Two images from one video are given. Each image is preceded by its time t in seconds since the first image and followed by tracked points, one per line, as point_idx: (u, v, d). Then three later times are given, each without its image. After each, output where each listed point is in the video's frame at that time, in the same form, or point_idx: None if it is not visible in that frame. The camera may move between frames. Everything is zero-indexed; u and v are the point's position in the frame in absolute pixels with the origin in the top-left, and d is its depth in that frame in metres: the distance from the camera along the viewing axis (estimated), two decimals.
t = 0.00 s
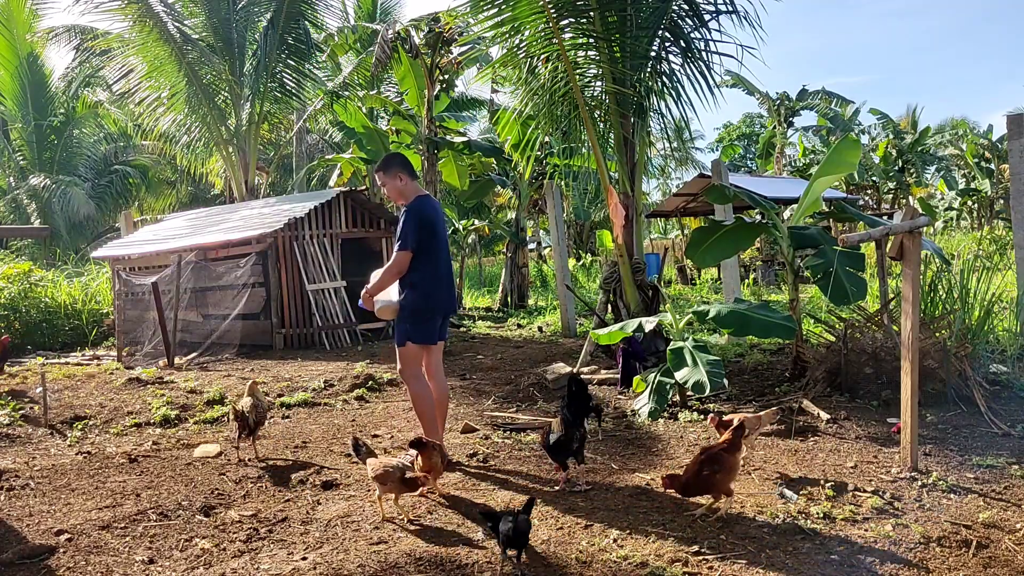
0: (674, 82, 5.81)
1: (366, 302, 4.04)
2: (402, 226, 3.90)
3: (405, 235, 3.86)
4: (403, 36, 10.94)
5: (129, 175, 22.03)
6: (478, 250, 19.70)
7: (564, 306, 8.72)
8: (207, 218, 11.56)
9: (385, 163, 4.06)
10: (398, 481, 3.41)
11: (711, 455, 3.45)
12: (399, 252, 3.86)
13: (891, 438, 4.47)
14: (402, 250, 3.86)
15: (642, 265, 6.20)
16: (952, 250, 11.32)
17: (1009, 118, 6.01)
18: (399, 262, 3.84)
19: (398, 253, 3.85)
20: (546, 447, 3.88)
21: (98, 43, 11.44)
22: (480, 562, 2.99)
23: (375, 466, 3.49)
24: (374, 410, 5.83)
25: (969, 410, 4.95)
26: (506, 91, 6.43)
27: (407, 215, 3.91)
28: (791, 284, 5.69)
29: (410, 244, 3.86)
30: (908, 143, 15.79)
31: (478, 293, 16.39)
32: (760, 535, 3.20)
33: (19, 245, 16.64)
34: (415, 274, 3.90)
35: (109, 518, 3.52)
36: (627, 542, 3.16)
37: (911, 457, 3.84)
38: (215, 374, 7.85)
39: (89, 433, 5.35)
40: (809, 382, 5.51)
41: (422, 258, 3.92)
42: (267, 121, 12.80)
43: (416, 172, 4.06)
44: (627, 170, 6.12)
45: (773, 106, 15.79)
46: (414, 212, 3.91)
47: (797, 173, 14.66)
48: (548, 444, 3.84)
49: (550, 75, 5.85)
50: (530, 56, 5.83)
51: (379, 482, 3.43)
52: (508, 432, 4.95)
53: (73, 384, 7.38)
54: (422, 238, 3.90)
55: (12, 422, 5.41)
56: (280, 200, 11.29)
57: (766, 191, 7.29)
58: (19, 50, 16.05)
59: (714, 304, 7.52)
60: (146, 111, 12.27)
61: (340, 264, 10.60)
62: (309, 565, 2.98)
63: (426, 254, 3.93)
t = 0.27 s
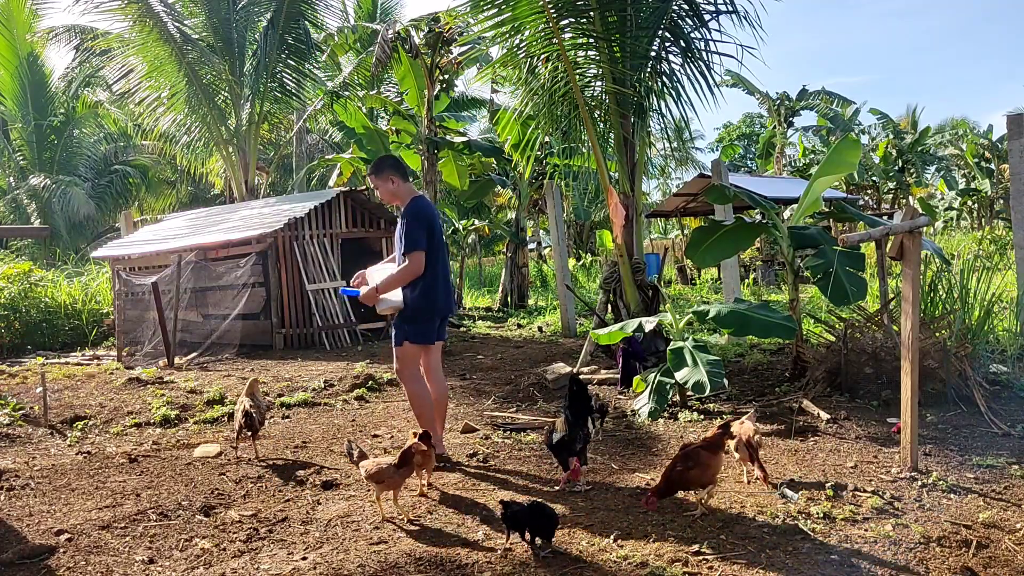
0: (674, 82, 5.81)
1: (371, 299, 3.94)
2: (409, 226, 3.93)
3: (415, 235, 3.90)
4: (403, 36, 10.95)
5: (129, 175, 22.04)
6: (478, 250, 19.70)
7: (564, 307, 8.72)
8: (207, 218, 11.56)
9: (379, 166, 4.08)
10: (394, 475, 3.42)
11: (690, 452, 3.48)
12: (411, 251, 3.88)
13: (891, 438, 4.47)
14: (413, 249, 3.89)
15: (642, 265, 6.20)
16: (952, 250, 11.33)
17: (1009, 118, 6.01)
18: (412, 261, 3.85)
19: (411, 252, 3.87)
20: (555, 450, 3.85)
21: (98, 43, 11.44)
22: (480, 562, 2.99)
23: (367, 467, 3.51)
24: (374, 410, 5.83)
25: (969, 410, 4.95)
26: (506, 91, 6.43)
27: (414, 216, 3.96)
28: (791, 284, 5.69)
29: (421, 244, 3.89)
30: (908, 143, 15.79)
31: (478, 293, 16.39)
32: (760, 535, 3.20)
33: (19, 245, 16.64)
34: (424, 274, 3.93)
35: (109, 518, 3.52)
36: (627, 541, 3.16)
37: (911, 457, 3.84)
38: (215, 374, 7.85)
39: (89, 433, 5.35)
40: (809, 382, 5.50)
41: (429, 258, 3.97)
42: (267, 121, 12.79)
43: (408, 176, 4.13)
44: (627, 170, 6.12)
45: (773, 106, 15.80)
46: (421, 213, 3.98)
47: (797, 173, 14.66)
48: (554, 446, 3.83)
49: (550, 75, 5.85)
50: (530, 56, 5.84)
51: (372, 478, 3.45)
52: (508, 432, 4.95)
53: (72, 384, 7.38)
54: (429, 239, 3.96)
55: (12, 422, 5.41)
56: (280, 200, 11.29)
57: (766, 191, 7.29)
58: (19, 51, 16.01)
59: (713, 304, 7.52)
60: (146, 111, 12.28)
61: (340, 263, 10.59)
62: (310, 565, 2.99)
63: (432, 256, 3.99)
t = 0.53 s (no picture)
0: (674, 82, 5.81)
1: (369, 295, 3.99)
2: (405, 226, 4.00)
3: (412, 235, 3.99)
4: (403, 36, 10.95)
5: (129, 175, 22.05)
6: (477, 250, 19.69)
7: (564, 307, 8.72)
8: (207, 218, 11.55)
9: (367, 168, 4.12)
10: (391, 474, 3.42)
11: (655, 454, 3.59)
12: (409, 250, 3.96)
13: (891, 438, 4.47)
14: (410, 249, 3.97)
15: (642, 265, 6.20)
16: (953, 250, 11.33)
17: (1009, 118, 6.01)
18: (412, 261, 3.94)
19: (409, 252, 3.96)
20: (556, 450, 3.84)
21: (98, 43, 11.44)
22: (480, 562, 2.99)
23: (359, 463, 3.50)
24: (374, 410, 5.83)
25: (969, 410, 4.95)
26: (506, 91, 6.43)
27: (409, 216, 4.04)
28: (791, 284, 5.69)
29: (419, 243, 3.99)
30: (908, 143, 15.79)
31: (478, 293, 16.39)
32: (760, 535, 3.20)
33: (19, 245, 16.64)
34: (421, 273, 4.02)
35: (109, 518, 3.52)
36: (626, 542, 3.15)
37: (911, 457, 3.84)
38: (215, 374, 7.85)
39: (89, 433, 5.35)
40: (809, 382, 5.50)
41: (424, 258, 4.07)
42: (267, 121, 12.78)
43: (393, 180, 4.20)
44: (627, 170, 6.11)
45: (773, 106, 15.81)
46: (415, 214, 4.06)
47: (797, 173, 14.65)
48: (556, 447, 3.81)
49: (550, 75, 5.85)
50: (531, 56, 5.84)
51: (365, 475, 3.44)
52: (508, 432, 4.95)
53: (72, 384, 7.37)
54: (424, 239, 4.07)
55: (12, 423, 5.41)
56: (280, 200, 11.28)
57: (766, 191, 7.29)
58: (19, 51, 15.98)
59: (713, 304, 7.52)
60: (146, 111, 12.27)
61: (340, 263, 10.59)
62: (310, 565, 2.98)
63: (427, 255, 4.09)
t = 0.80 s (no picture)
0: (674, 82, 5.81)
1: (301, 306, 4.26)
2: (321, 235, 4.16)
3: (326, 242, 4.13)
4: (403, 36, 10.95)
5: (129, 175, 22.06)
6: (478, 250, 19.69)
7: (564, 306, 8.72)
8: (207, 218, 11.55)
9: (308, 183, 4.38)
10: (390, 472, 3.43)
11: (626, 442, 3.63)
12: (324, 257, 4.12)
13: (891, 438, 4.47)
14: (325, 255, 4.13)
15: (642, 265, 6.20)
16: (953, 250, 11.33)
17: (1009, 118, 6.01)
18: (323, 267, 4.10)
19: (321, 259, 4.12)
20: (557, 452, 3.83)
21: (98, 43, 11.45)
22: (480, 562, 2.99)
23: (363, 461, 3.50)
24: (374, 410, 5.82)
25: (969, 410, 4.95)
26: (506, 91, 6.43)
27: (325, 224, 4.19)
28: (791, 284, 5.68)
29: (330, 248, 4.12)
30: (908, 143, 15.79)
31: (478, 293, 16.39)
32: (760, 535, 3.20)
33: (19, 245, 16.64)
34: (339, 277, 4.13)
35: (109, 518, 3.52)
36: (626, 542, 3.15)
37: (911, 457, 3.84)
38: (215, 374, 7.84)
39: (89, 433, 5.35)
40: (809, 382, 5.50)
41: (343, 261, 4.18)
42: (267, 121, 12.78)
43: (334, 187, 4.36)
44: (627, 170, 6.11)
45: (773, 106, 15.82)
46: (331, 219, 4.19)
47: (797, 173, 14.65)
48: (558, 449, 3.81)
49: (550, 75, 5.85)
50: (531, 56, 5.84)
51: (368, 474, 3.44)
52: (508, 432, 4.94)
53: (72, 384, 7.37)
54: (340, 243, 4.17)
55: (12, 422, 5.41)
56: (280, 200, 11.28)
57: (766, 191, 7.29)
58: (19, 51, 15.97)
59: (713, 304, 7.52)
60: (146, 111, 12.27)
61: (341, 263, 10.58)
62: (310, 565, 2.98)
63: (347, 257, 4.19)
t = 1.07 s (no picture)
0: (674, 82, 5.81)
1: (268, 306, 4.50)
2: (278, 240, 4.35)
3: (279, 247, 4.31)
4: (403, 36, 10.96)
5: (129, 175, 22.07)
6: (478, 250, 19.69)
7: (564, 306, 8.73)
8: (206, 218, 11.55)
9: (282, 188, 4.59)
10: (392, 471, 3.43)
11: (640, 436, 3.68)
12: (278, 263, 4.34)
13: (891, 438, 4.47)
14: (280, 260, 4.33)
15: (642, 265, 6.20)
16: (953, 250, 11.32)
17: (1009, 118, 6.01)
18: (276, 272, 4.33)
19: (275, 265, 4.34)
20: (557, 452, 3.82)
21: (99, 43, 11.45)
22: (480, 562, 2.99)
23: (371, 457, 3.50)
24: (374, 410, 5.83)
25: (969, 410, 4.95)
26: (506, 91, 6.43)
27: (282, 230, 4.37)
28: (791, 284, 5.68)
29: (282, 254, 4.31)
30: (908, 143, 15.79)
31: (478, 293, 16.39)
32: (760, 535, 3.20)
33: (19, 245, 16.64)
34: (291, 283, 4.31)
35: (109, 518, 3.52)
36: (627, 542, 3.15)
37: (911, 457, 3.84)
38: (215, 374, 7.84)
39: (89, 433, 5.35)
40: (808, 382, 5.50)
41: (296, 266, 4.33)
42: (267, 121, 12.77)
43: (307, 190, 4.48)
44: (627, 170, 6.11)
45: (773, 106, 15.82)
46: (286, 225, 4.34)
47: (796, 173, 14.67)
48: (560, 449, 3.80)
49: (550, 75, 5.85)
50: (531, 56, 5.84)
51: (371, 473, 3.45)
52: (508, 432, 4.94)
53: (72, 384, 7.37)
54: (292, 248, 4.31)
55: (12, 422, 5.41)
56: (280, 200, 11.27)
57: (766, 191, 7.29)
58: (19, 51, 15.96)
59: (713, 304, 7.52)
60: (146, 111, 12.26)
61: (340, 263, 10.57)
62: (310, 565, 2.98)
63: (300, 261, 4.33)
